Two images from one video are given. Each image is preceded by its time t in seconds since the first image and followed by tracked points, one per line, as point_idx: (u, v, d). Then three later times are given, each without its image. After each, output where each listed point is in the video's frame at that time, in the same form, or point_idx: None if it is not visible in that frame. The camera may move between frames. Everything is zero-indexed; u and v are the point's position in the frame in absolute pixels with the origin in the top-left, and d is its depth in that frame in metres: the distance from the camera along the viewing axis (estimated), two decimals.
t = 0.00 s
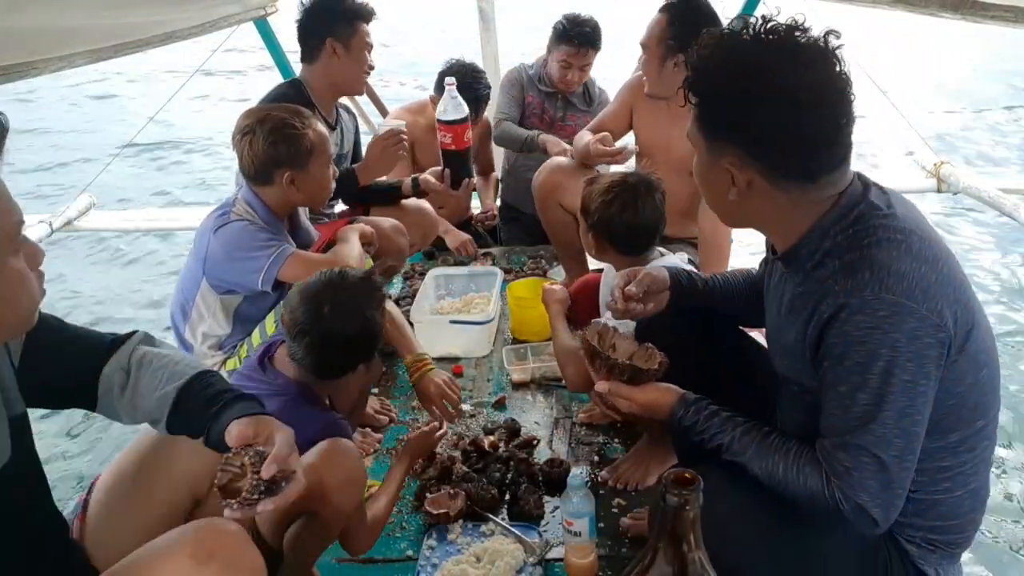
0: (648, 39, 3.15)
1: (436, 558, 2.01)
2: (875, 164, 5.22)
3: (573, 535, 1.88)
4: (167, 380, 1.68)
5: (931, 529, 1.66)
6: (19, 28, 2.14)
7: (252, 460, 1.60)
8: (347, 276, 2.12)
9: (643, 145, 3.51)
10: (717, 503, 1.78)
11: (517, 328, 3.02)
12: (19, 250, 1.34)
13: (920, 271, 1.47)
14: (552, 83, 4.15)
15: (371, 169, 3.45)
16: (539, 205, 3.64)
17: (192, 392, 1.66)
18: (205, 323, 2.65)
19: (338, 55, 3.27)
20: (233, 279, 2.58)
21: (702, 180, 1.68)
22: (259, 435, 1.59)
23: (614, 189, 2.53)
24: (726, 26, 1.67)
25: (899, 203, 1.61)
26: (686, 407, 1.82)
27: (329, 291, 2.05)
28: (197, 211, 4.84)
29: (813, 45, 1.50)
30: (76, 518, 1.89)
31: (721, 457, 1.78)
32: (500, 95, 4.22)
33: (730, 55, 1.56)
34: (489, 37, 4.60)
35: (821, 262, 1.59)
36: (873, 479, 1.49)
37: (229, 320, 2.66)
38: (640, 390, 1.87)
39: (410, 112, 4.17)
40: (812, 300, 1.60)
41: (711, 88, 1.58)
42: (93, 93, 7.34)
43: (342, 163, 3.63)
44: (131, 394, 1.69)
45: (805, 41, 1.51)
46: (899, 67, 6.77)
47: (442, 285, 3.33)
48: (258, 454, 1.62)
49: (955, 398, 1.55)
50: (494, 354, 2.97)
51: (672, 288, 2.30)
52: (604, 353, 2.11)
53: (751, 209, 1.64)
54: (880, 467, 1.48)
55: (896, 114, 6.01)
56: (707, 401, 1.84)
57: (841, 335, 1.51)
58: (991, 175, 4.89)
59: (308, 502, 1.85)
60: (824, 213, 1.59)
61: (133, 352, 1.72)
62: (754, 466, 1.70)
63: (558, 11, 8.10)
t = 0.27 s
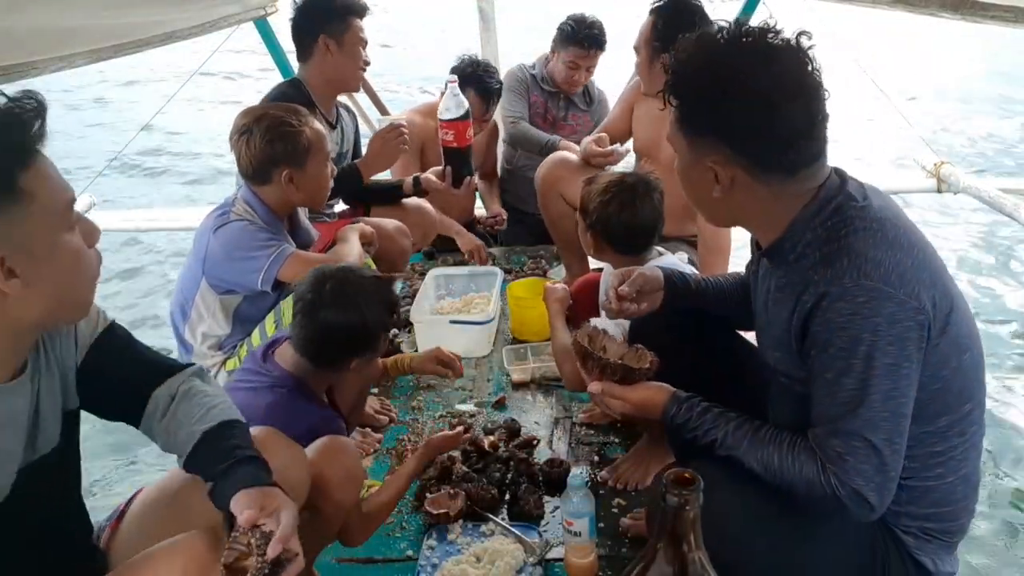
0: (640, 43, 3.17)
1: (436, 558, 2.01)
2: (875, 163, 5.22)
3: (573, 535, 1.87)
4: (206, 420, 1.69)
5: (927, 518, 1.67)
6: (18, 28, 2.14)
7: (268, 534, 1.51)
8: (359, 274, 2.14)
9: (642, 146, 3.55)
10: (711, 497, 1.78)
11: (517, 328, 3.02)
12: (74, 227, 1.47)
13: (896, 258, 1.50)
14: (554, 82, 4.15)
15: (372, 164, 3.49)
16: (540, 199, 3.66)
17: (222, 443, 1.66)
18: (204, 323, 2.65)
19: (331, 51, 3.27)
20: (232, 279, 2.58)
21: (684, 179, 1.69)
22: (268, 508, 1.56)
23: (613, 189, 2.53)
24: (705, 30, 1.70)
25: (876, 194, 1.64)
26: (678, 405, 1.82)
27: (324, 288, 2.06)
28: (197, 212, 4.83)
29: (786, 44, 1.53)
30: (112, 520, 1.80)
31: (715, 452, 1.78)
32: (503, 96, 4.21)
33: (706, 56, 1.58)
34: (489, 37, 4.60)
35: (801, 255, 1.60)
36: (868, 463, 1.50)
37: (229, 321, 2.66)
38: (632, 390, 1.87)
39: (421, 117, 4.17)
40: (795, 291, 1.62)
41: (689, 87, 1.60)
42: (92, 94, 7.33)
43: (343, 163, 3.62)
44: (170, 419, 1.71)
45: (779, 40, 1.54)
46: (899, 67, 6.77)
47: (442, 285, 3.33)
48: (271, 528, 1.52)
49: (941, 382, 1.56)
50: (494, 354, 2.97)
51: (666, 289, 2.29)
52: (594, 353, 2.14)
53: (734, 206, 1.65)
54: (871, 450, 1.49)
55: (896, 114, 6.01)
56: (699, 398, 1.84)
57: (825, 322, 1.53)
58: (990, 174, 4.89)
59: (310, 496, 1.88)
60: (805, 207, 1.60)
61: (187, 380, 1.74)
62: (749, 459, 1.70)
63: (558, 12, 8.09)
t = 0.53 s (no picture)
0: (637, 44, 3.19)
1: (436, 558, 2.01)
2: (875, 163, 5.23)
3: (573, 535, 1.88)
4: (226, 444, 1.69)
5: (921, 514, 1.68)
6: (20, 29, 2.15)
7: None
8: (376, 279, 2.13)
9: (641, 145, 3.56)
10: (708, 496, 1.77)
11: (517, 327, 3.03)
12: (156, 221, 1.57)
13: (862, 254, 1.50)
14: (554, 83, 4.16)
15: (370, 161, 3.49)
16: (541, 198, 3.67)
17: (235, 471, 1.65)
18: (204, 323, 2.65)
19: (329, 51, 3.27)
20: (232, 279, 2.58)
21: (657, 190, 1.69)
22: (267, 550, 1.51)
23: (611, 190, 2.52)
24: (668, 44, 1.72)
25: (845, 192, 1.63)
26: (672, 407, 1.84)
27: (325, 286, 2.07)
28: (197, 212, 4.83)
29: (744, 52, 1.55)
30: (115, 519, 1.80)
31: (710, 453, 1.79)
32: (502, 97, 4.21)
33: (668, 69, 1.60)
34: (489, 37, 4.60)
35: (772, 257, 1.60)
36: (860, 460, 1.50)
37: (229, 321, 2.66)
38: (626, 393, 1.91)
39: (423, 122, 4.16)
40: (768, 295, 1.62)
41: (652, 101, 1.62)
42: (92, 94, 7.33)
43: (343, 162, 3.60)
44: (191, 436, 1.72)
45: (738, 49, 1.56)
46: (899, 67, 6.78)
47: (441, 284, 3.33)
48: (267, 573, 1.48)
49: (918, 375, 1.57)
50: (494, 354, 2.97)
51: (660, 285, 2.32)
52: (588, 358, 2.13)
53: (707, 212, 1.65)
54: (858, 447, 1.49)
55: (896, 113, 6.02)
56: (693, 400, 1.86)
57: (799, 325, 1.53)
58: (989, 174, 4.89)
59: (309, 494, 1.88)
60: (774, 210, 1.60)
61: (217, 401, 1.75)
62: (742, 460, 1.70)
63: (558, 12, 8.10)
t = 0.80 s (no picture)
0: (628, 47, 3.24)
1: (436, 558, 2.01)
2: (874, 162, 5.23)
3: (573, 535, 1.87)
4: (214, 478, 1.57)
5: (919, 513, 1.69)
6: (20, 29, 2.14)
7: None
8: (376, 278, 2.13)
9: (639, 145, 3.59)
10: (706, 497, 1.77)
11: (517, 327, 3.03)
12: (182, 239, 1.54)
13: (829, 261, 1.50)
14: (553, 85, 4.16)
15: (369, 163, 3.51)
16: (541, 204, 3.66)
17: (219, 509, 1.54)
18: (205, 323, 2.65)
19: (335, 56, 3.27)
20: (233, 279, 2.58)
21: (627, 212, 1.70)
22: None
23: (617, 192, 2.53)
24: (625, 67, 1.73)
25: (814, 199, 1.63)
26: (669, 412, 1.85)
27: (325, 286, 2.08)
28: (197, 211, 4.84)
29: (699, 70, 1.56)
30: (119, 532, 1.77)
31: (709, 458, 1.79)
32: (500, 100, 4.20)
33: (626, 93, 1.61)
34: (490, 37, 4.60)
35: (743, 269, 1.60)
36: (854, 465, 1.50)
37: (229, 321, 2.66)
38: (623, 399, 1.92)
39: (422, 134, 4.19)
40: (742, 305, 1.60)
41: (614, 125, 1.63)
42: (94, 93, 7.35)
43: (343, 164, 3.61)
44: (181, 465, 1.60)
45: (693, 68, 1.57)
46: (898, 66, 6.78)
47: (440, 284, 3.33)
48: None
49: (898, 378, 1.56)
50: (493, 354, 2.98)
51: (654, 284, 2.33)
52: (583, 363, 2.11)
53: (677, 229, 1.65)
54: (850, 451, 1.49)
55: (896, 113, 6.02)
56: (690, 405, 1.86)
57: (774, 339, 1.53)
58: (989, 174, 4.90)
59: (303, 496, 1.87)
60: (741, 222, 1.60)
61: (214, 430, 1.64)
62: (739, 466, 1.70)
63: (559, 11, 8.10)
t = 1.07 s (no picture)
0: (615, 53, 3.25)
1: (436, 558, 2.01)
2: (874, 163, 5.24)
3: (574, 535, 1.87)
4: (206, 513, 1.56)
5: (917, 513, 1.69)
6: (18, 28, 2.13)
7: None
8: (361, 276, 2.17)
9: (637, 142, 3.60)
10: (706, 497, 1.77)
11: (517, 327, 3.03)
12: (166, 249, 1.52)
13: (812, 263, 1.50)
14: (554, 87, 4.16)
15: (371, 160, 3.53)
16: (544, 211, 3.66)
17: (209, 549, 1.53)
18: (205, 322, 2.64)
19: (337, 60, 3.28)
20: (234, 279, 2.58)
21: (611, 226, 1.69)
22: None
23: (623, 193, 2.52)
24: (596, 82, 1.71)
25: (797, 202, 1.64)
26: (668, 417, 1.86)
27: (320, 290, 2.09)
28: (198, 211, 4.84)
29: (673, 82, 1.55)
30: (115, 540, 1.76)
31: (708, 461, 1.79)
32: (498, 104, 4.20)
33: (601, 109, 1.60)
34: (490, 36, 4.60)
35: (728, 276, 1.60)
36: (851, 465, 1.50)
37: (229, 321, 2.65)
38: (620, 406, 1.93)
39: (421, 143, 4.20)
40: (728, 311, 1.61)
41: (592, 140, 1.61)
42: (95, 93, 7.35)
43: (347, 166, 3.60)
44: (175, 493, 1.59)
45: (666, 81, 1.56)
46: (899, 66, 6.79)
47: (441, 284, 3.33)
48: None
49: (887, 378, 1.57)
50: (493, 354, 2.98)
51: (650, 286, 2.33)
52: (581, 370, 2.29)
53: (660, 241, 1.65)
54: (845, 451, 1.49)
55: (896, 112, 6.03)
56: (689, 411, 1.88)
57: (761, 343, 1.53)
58: (989, 174, 4.90)
59: (303, 495, 1.87)
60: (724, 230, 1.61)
61: (207, 456, 1.62)
62: (738, 470, 1.71)
63: (559, 11, 8.09)
